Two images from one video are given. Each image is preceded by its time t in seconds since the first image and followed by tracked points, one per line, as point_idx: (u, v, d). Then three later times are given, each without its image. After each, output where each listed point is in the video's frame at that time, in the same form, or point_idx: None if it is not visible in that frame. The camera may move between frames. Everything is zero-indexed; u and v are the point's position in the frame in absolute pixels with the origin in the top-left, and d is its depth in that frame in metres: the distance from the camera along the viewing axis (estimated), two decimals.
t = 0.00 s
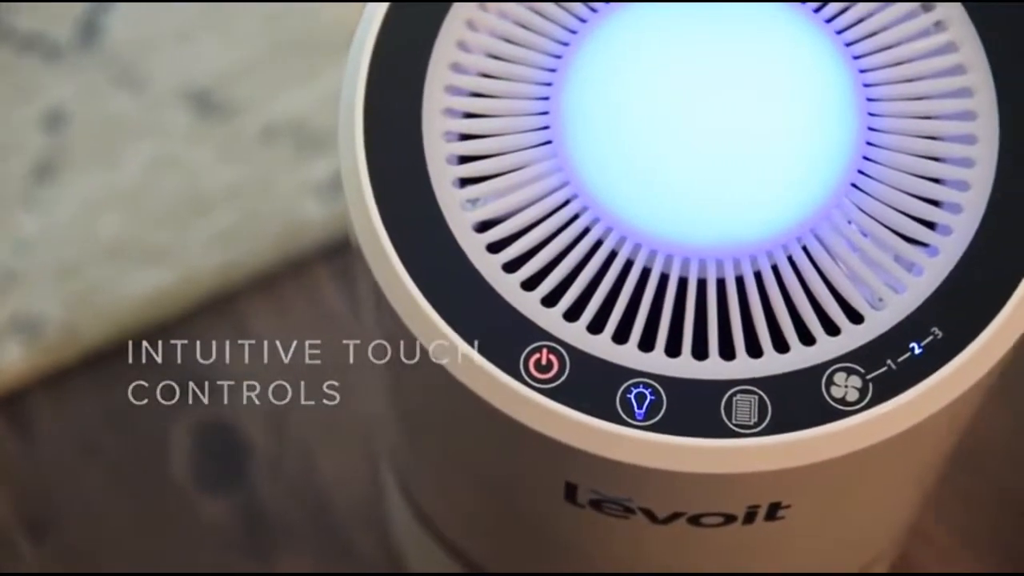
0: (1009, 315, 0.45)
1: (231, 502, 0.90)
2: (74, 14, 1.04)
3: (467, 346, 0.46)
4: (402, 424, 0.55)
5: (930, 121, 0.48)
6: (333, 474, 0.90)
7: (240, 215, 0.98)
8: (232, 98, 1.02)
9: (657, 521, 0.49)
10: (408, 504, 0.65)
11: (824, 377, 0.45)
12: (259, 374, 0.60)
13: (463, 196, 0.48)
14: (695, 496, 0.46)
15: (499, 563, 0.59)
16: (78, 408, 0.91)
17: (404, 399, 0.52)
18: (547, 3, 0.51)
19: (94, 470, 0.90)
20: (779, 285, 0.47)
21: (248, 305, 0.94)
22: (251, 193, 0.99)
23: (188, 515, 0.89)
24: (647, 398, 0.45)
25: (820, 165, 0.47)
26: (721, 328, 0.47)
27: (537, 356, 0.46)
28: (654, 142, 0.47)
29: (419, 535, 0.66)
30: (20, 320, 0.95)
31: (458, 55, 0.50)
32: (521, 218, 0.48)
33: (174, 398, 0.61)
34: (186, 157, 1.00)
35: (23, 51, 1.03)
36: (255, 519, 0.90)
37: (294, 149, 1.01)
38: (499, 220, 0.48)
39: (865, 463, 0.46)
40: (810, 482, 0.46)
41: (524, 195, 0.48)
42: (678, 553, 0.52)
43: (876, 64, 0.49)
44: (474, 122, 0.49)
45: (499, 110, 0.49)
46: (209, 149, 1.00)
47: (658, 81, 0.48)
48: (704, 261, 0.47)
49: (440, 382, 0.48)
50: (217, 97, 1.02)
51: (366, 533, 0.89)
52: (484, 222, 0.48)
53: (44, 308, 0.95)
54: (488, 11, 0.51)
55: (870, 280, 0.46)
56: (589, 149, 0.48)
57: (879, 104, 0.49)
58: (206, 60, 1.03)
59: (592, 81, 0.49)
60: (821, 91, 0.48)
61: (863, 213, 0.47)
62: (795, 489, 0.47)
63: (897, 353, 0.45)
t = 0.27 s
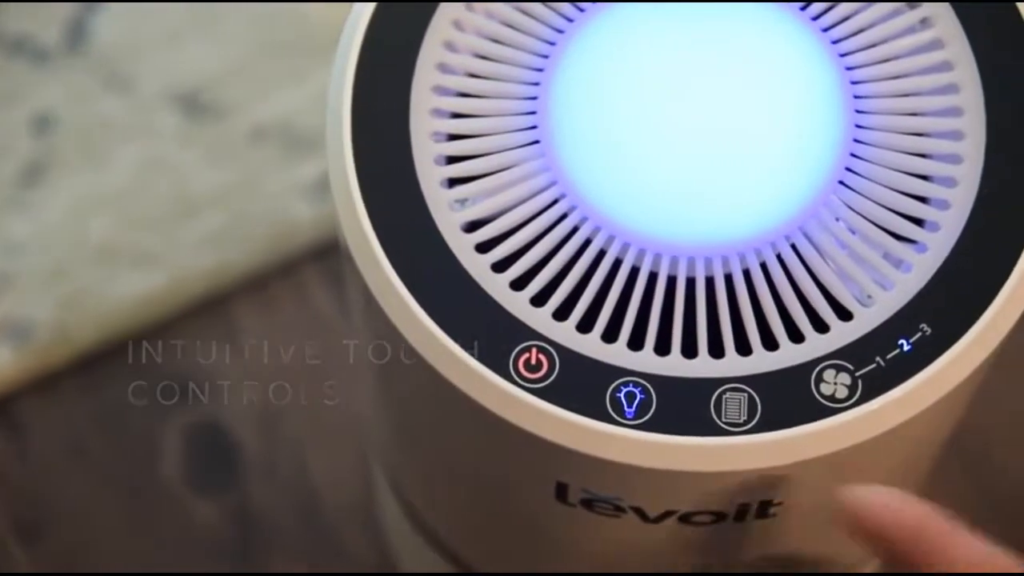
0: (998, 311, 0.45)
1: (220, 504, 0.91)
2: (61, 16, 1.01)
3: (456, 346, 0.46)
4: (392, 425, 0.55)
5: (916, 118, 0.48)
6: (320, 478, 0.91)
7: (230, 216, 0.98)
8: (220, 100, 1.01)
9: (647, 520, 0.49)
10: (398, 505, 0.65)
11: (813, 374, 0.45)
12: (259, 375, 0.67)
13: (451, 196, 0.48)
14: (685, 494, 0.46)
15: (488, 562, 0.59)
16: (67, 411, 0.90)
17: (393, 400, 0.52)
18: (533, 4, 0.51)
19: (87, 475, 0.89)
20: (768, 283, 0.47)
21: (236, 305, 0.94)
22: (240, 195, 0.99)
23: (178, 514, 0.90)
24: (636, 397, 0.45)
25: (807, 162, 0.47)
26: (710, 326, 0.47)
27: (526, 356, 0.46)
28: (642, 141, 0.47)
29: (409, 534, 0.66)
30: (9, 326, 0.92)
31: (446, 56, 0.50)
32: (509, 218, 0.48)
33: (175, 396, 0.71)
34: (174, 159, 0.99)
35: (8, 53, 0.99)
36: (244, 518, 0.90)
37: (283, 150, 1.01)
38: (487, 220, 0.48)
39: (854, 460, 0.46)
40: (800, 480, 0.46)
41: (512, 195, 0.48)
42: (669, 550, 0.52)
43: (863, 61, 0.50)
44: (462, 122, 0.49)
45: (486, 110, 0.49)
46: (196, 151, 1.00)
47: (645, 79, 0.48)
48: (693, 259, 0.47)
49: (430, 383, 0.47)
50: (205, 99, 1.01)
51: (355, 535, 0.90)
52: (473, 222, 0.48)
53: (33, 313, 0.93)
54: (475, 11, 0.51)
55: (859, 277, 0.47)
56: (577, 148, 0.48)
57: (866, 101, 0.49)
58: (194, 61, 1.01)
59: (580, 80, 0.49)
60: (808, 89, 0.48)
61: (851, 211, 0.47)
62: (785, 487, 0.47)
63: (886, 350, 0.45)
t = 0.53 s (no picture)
0: (987, 307, 0.45)
1: (213, 505, 0.90)
2: (50, 22, 1.03)
3: (446, 346, 0.46)
4: (384, 427, 0.55)
5: (905, 115, 0.48)
6: (317, 479, 0.91)
7: (221, 219, 0.98)
8: (210, 103, 1.01)
9: (639, 519, 0.49)
10: (392, 507, 0.65)
11: (803, 372, 0.45)
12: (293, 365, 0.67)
13: (440, 196, 0.48)
14: (677, 493, 0.46)
15: (481, 563, 0.59)
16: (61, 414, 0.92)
17: (385, 401, 0.52)
18: (521, 3, 0.51)
19: (80, 477, 0.90)
20: (757, 281, 0.47)
21: (230, 311, 0.95)
22: (231, 199, 0.98)
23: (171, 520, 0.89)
24: (627, 395, 0.45)
25: (796, 160, 0.47)
26: (700, 325, 0.47)
27: (516, 356, 0.46)
28: (631, 141, 0.47)
29: (403, 537, 0.66)
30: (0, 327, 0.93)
31: (433, 56, 0.50)
32: (499, 218, 0.48)
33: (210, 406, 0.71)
34: (164, 162, 0.99)
35: None
36: (239, 521, 0.89)
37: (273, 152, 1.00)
38: (477, 220, 0.48)
39: (848, 459, 0.46)
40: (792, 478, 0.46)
41: (501, 194, 0.48)
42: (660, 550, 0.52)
43: (850, 58, 0.50)
44: (451, 122, 0.49)
45: (475, 110, 0.49)
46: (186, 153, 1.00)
47: (633, 79, 0.48)
48: (682, 258, 0.47)
49: (420, 383, 0.47)
50: (195, 102, 1.01)
51: (351, 537, 0.89)
52: (462, 222, 0.48)
53: (24, 314, 0.94)
54: (462, 11, 0.51)
55: (848, 275, 0.47)
56: (566, 148, 0.48)
57: (854, 99, 0.49)
58: (183, 64, 1.02)
59: (568, 79, 0.49)
60: (796, 87, 0.48)
61: (840, 208, 0.47)
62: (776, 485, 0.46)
63: (876, 347, 0.45)
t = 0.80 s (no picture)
0: (976, 307, 0.45)
1: (206, 506, 0.90)
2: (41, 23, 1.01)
3: (437, 346, 0.46)
4: (377, 427, 0.55)
5: (894, 112, 0.49)
6: (311, 479, 0.91)
7: (213, 221, 0.98)
8: (202, 105, 1.00)
9: (632, 518, 0.49)
10: (385, 506, 0.65)
11: (795, 369, 0.45)
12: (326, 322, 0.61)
13: (431, 196, 0.48)
14: (669, 491, 0.46)
15: (473, 562, 0.60)
16: (57, 418, 0.91)
17: (377, 401, 0.52)
18: (511, 3, 0.51)
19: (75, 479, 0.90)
20: (748, 278, 0.47)
21: (223, 312, 0.96)
22: (222, 200, 0.99)
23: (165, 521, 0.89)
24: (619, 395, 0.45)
25: (786, 158, 0.47)
26: (692, 323, 0.47)
27: (508, 355, 0.46)
28: (622, 140, 0.47)
29: (396, 536, 0.66)
30: None
31: (423, 56, 0.50)
32: (490, 217, 0.48)
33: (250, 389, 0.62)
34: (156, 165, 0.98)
35: None
36: (233, 523, 0.90)
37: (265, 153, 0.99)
38: (468, 220, 0.48)
39: (839, 457, 0.46)
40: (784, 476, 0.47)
41: (493, 194, 0.48)
42: (655, 549, 0.52)
43: (840, 56, 0.50)
44: (441, 122, 0.49)
45: (465, 110, 0.49)
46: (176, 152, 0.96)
47: (623, 78, 0.48)
48: (673, 257, 0.47)
49: (412, 383, 0.47)
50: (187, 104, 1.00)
51: (345, 537, 0.89)
52: (453, 222, 0.48)
53: (15, 317, 0.94)
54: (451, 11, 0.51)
55: (839, 272, 0.47)
56: (557, 147, 0.48)
57: (844, 96, 0.49)
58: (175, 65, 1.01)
59: (558, 78, 0.49)
60: (787, 85, 0.49)
61: (830, 206, 0.47)
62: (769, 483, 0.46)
63: (867, 344, 0.45)
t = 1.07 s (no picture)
0: (966, 305, 0.45)
1: (198, 509, 0.90)
2: (31, 24, 1.00)
3: (429, 347, 0.46)
4: (370, 428, 0.55)
5: (885, 110, 0.49)
6: (303, 480, 0.91)
7: (202, 225, 0.97)
8: (192, 107, 0.99)
9: (625, 517, 0.49)
10: (379, 507, 0.66)
11: (787, 368, 0.45)
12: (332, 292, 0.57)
13: (422, 196, 0.48)
14: (663, 490, 0.46)
15: (467, 562, 0.60)
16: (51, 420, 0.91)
17: (369, 402, 0.52)
18: (502, 3, 0.51)
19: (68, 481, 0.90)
20: (740, 277, 0.47)
21: (217, 313, 0.96)
22: (212, 202, 0.98)
23: (158, 523, 0.89)
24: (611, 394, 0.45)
25: (775, 157, 0.48)
26: (683, 322, 0.47)
27: (500, 355, 0.46)
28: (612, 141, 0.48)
29: (390, 537, 0.66)
30: None
31: (413, 56, 0.50)
32: (482, 217, 0.48)
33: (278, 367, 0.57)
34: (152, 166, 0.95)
35: None
36: (226, 524, 0.90)
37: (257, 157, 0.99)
38: (459, 220, 0.48)
39: (832, 456, 0.46)
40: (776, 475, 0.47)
41: (484, 194, 0.48)
42: (651, 549, 0.51)
43: (829, 55, 0.50)
44: (432, 122, 0.49)
45: (456, 110, 0.49)
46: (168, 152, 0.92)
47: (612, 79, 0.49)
48: (664, 256, 0.47)
49: (404, 383, 0.47)
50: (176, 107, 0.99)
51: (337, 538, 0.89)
52: (444, 222, 0.48)
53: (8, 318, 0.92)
54: (441, 11, 0.51)
55: (830, 270, 0.47)
56: (548, 148, 0.48)
57: (834, 94, 0.49)
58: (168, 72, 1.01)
59: (549, 78, 0.49)
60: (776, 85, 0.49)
61: (820, 204, 0.47)
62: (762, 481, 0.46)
63: (859, 342, 0.45)
